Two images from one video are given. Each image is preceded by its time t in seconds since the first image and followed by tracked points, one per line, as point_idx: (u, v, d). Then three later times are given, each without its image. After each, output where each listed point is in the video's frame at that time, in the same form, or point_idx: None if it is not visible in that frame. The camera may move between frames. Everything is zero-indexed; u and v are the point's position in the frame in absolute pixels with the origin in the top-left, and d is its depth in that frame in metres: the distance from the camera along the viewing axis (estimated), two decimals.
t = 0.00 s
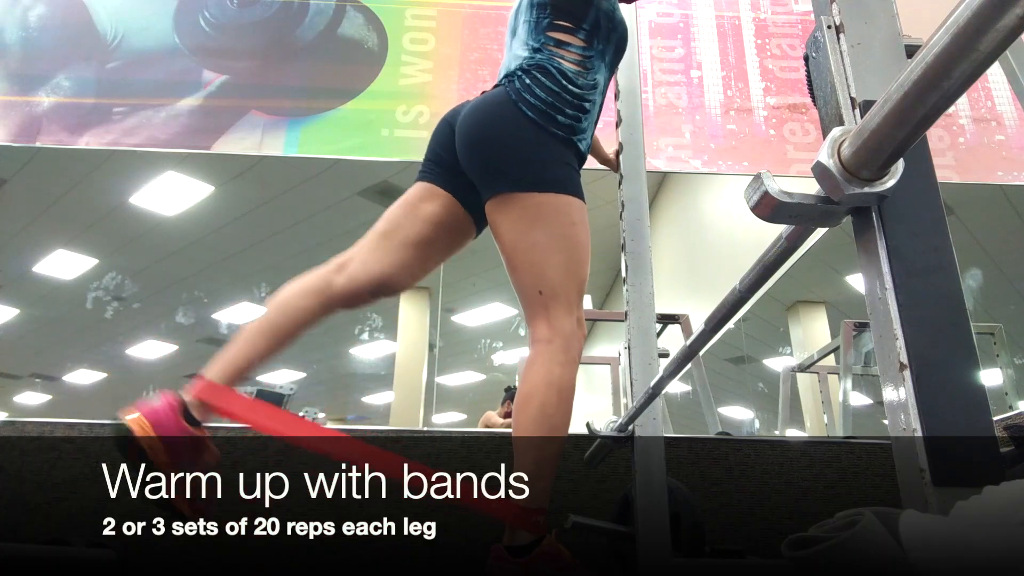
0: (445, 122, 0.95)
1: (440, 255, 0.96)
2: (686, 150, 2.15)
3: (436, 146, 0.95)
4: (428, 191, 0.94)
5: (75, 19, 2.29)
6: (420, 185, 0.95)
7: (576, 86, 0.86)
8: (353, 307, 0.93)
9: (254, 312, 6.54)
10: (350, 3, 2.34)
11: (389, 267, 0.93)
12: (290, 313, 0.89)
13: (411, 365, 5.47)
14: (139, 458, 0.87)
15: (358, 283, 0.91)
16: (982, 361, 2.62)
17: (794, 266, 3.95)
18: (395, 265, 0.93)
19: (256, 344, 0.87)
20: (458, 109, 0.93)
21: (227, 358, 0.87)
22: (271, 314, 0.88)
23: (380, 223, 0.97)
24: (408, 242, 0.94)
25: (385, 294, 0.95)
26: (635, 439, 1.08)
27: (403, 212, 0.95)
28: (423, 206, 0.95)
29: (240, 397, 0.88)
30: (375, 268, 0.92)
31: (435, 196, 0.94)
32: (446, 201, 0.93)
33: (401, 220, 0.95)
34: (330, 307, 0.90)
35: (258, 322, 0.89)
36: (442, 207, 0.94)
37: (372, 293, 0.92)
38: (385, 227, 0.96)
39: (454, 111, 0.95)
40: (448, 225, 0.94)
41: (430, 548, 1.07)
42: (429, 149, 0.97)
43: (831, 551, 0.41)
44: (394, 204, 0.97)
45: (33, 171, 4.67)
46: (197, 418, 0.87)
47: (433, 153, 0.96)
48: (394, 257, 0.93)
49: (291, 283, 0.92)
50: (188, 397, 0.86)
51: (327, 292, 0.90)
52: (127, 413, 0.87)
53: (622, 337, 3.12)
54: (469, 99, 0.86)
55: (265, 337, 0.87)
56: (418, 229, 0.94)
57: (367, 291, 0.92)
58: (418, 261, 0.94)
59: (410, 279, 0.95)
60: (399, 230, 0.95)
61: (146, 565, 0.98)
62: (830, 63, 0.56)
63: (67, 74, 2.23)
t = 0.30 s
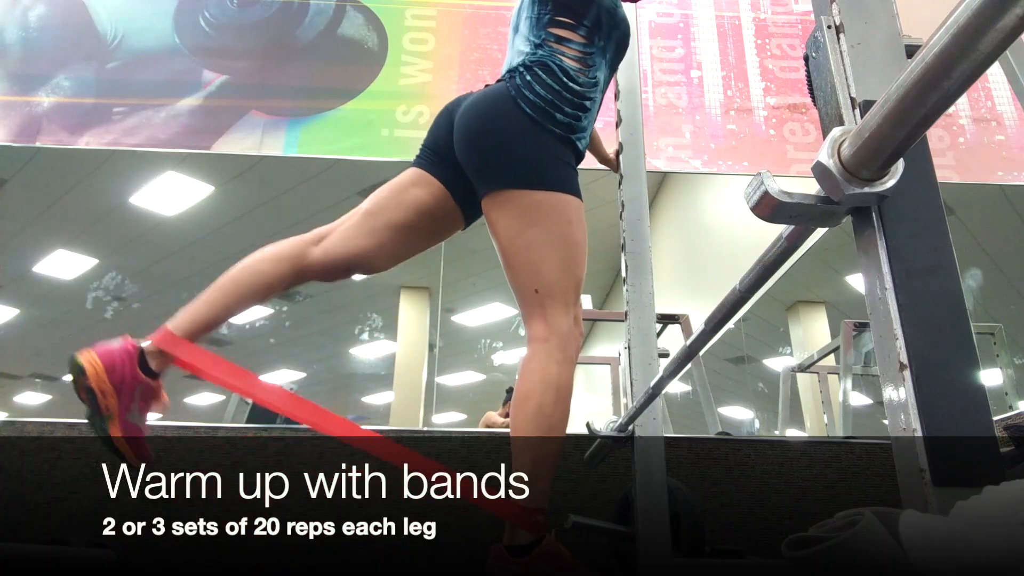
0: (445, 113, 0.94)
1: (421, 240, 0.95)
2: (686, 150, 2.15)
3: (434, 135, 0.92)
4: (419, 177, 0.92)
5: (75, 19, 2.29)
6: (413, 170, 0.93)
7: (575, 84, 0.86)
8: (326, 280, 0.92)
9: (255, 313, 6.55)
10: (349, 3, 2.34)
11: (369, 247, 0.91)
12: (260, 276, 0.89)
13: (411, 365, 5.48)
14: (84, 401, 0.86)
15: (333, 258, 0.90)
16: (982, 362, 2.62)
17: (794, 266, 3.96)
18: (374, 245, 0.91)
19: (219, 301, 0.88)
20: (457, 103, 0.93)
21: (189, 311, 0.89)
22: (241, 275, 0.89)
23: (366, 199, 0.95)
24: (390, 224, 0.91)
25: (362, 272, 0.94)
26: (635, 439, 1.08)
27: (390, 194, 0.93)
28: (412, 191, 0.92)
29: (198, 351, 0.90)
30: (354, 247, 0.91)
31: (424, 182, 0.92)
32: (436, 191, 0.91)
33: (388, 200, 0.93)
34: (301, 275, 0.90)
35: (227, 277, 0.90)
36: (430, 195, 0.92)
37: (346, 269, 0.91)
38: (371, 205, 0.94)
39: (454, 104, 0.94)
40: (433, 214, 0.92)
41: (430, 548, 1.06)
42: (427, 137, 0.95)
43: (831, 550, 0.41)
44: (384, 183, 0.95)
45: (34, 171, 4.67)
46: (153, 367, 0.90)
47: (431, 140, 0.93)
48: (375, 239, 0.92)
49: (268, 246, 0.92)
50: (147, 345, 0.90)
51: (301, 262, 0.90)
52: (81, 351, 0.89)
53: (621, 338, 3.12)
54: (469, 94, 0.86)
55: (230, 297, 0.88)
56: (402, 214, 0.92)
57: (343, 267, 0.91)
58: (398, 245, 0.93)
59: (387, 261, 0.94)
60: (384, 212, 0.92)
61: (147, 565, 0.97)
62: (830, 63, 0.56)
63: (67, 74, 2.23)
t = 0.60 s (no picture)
0: (439, 125, 0.96)
1: (447, 261, 0.99)
2: (686, 150, 2.15)
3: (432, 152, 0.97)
4: (426, 197, 0.97)
5: (75, 19, 2.28)
6: (418, 193, 0.98)
7: (569, 81, 0.86)
8: (369, 321, 0.94)
9: (255, 312, 6.55)
10: (349, 3, 2.34)
11: (399, 277, 0.95)
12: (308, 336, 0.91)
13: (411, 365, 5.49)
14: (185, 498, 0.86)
15: (370, 295, 0.92)
16: (982, 362, 2.62)
17: (794, 266, 3.95)
18: (404, 273, 0.95)
19: (277, 370, 0.90)
20: (452, 109, 0.93)
21: (250, 394, 0.91)
22: (289, 341, 0.90)
23: (382, 236, 0.99)
24: (413, 250, 0.96)
25: (398, 305, 0.97)
26: (635, 439, 1.08)
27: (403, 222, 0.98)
28: (423, 213, 0.97)
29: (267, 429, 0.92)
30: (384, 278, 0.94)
31: (433, 203, 0.97)
32: (445, 204, 0.96)
33: (402, 229, 0.98)
34: (346, 324, 0.92)
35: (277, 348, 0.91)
36: (442, 211, 0.97)
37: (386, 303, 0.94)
38: (389, 239, 0.98)
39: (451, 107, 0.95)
40: (449, 230, 0.97)
41: (430, 548, 1.07)
42: (426, 158, 1.01)
43: (832, 551, 0.41)
44: (394, 216, 0.99)
45: (33, 171, 4.68)
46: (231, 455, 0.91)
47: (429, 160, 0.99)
48: (403, 268, 0.95)
49: (304, 307, 0.94)
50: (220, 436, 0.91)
51: (341, 311, 0.91)
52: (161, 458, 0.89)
53: (622, 338, 3.12)
54: (463, 98, 0.87)
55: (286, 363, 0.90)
56: (421, 237, 0.96)
57: (381, 301, 0.93)
58: (426, 269, 0.97)
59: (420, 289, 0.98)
60: (403, 241, 0.97)
61: (147, 564, 0.98)
62: (829, 63, 0.56)
63: (67, 73, 2.23)
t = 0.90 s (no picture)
0: (439, 128, 0.96)
1: (443, 263, 1.00)
2: (686, 150, 2.15)
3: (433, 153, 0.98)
4: (426, 198, 0.98)
5: (74, 19, 2.28)
6: (418, 194, 0.99)
7: (571, 82, 0.86)
8: (365, 321, 0.95)
9: (255, 312, 6.55)
10: (349, 3, 2.34)
11: (396, 277, 0.96)
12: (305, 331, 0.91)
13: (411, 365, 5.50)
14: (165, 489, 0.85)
15: (368, 294, 0.93)
16: (982, 362, 2.62)
17: (793, 266, 3.96)
18: (401, 274, 0.96)
19: (273, 366, 0.89)
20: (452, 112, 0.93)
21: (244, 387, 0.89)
22: (287, 336, 0.90)
23: (382, 236, 1.00)
24: (411, 250, 0.97)
25: (394, 305, 0.97)
26: (635, 439, 1.09)
27: (402, 223, 0.99)
28: (423, 215, 0.98)
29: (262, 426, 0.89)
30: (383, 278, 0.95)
31: (433, 204, 0.98)
32: (445, 206, 0.97)
33: (402, 230, 0.99)
34: (343, 322, 0.92)
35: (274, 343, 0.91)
36: (442, 213, 0.98)
37: (382, 302, 0.94)
38: (388, 240, 0.99)
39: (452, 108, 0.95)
40: (448, 231, 0.98)
41: (430, 548, 1.07)
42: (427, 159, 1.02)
43: (832, 550, 0.41)
44: (394, 216, 1.01)
45: (33, 171, 4.68)
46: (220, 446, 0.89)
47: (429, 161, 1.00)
48: (400, 268, 0.96)
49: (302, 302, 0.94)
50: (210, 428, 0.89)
51: (338, 309, 0.92)
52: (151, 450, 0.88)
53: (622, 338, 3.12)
54: (464, 100, 0.87)
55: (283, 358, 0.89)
56: (420, 237, 0.97)
57: (377, 301, 0.94)
58: (423, 271, 0.97)
59: (417, 289, 0.98)
60: (402, 240, 0.98)
61: (147, 565, 0.98)
62: (830, 63, 0.56)
63: (67, 74, 2.23)
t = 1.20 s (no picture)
0: (446, 117, 0.94)
1: (424, 245, 0.95)
2: (686, 150, 2.15)
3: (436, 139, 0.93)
4: (423, 181, 0.93)
5: (74, 19, 2.28)
6: (415, 174, 0.93)
7: (577, 82, 0.86)
8: (330, 285, 0.92)
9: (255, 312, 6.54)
10: (350, 3, 2.34)
11: (373, 251, 0.92)
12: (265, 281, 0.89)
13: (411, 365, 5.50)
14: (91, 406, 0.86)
15: (340, 265, 0.90)
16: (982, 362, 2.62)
17: (793, 266, 3.96)
18: (379, 250, 0.92)
19: (226, 311, 0.87)
20: (455, 109, 0.93)
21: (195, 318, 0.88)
22: (242, 282, 0.88)
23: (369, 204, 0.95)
24: (394, 229, 0.92)
25: (366, 277, 0.94)
26: (635, 439, 1.09)
27: (392, 199, 0.93)
28: (415, 195, 0.93)
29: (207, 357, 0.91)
30: (359, 250, 0.91)
31: (428, 188, 0.93)
32: (440, 196, 0.92)
33: (391, 206, 0.93)
34: (305, 282, 0.90)
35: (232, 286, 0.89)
36: (434, 200, 0.92)
37: (352, 273, 0.91)
38: (373, 210, 0.94)
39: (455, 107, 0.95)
40: (437, 219, 0.93)
41: (430, 548, 1.07)
42: (430, 142, 0.96)
43: (831, 550, 0.41)
44: (386, 190, 0.94)
45: (34, 171, 4.68)
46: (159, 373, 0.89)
47: (433, 145, 0.94)
48: (380, 244, 0.92)
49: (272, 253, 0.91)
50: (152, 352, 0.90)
51: (305, 267, 0.90)
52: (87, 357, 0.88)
53: (621, 338, 3.12)
54: (470, 96, 0.86)
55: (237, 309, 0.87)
56: (406, 219, 0.92)
57: (347, 272, 0.91)
58: (401, 250, 0.93)
59: (391, 267, 0.95)
60: (387, 213, 0.93)
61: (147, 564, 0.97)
62: (830, 63, 0.56)
63: (67, 74, 2.23)
